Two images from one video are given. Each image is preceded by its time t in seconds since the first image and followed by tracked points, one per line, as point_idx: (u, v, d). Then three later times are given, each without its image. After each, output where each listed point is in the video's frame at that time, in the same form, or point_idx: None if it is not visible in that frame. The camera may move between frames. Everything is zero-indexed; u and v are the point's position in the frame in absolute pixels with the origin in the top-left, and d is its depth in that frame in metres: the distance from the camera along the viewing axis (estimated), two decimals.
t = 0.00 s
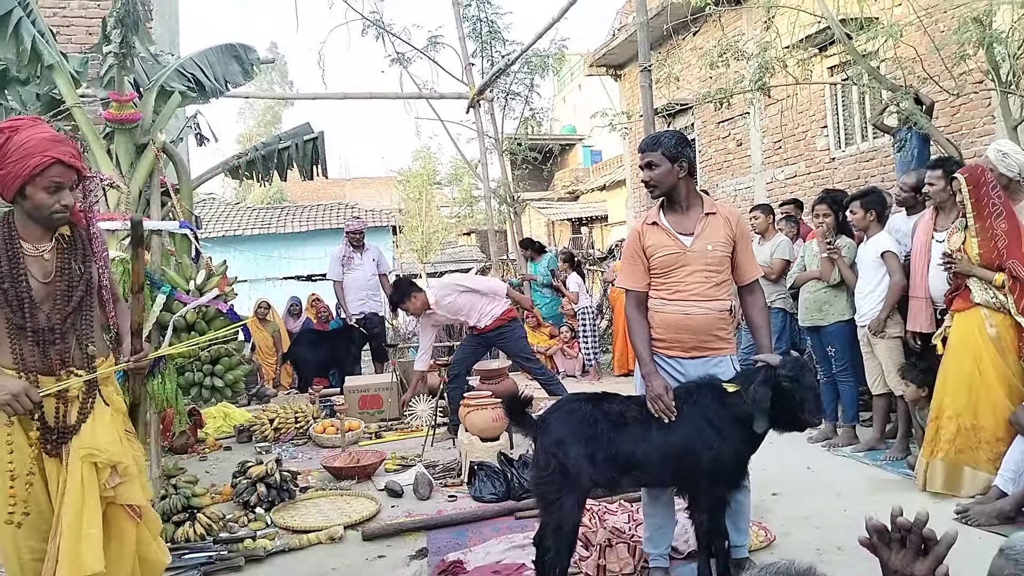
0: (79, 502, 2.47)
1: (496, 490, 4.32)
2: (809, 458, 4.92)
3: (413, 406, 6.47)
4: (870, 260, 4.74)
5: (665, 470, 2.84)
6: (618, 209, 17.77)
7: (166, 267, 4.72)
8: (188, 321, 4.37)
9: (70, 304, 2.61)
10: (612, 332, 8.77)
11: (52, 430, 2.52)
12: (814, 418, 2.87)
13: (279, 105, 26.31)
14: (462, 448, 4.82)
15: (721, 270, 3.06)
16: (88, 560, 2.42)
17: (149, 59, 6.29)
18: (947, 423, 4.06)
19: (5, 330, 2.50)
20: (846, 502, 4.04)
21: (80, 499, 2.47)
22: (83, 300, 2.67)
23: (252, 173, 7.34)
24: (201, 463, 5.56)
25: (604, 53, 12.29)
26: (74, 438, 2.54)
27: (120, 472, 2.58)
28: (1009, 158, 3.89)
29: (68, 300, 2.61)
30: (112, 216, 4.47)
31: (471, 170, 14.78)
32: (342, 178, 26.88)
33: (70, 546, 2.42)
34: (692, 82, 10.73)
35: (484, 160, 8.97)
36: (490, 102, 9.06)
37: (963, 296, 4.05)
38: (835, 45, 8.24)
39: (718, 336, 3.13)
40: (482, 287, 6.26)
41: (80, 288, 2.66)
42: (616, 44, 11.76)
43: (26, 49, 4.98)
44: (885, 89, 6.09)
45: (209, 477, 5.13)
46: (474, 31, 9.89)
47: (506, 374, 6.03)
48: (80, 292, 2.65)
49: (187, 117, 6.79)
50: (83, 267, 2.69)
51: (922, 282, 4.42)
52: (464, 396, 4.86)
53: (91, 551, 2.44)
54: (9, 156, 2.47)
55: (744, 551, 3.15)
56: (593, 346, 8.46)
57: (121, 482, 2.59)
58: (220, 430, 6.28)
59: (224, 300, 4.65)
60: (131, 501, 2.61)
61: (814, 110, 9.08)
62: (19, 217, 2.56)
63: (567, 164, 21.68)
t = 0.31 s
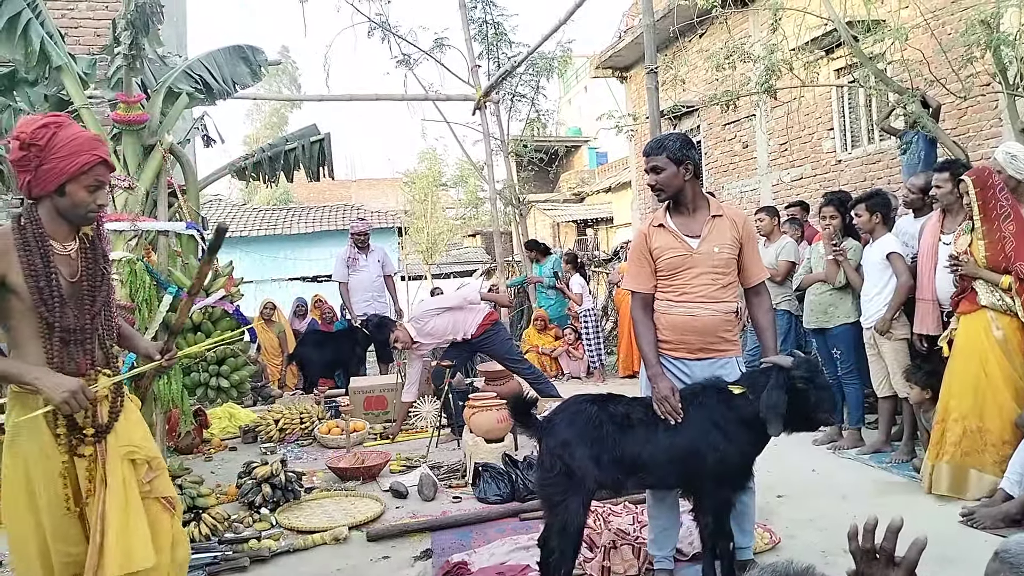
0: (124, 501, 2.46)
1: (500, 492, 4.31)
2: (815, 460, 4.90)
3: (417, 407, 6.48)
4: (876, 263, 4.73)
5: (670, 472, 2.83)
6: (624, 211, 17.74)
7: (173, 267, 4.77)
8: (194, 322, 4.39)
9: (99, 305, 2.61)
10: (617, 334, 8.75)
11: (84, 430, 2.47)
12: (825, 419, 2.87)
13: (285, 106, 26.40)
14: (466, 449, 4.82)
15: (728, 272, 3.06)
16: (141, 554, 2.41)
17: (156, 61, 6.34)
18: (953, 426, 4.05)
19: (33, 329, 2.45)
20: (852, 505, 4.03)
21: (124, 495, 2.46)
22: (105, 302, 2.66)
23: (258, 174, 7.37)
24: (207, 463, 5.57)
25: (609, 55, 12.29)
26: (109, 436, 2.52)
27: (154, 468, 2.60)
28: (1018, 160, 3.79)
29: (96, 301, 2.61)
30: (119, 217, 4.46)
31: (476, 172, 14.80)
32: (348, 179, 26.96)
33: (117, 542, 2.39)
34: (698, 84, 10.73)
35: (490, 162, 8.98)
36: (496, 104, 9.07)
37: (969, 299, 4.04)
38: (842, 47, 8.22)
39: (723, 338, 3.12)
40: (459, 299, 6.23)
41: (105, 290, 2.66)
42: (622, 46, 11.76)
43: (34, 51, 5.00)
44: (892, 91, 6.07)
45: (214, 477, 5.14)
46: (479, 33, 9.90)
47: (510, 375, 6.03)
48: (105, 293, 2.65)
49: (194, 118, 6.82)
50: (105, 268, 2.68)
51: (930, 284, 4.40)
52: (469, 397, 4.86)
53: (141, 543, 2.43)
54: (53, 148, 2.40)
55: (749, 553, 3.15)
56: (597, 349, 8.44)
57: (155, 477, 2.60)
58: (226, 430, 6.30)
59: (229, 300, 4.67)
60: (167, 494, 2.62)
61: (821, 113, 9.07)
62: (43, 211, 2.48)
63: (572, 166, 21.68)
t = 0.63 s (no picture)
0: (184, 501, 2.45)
1: (503, 494, 4.31)
2: (818, 463, 4.89)
3: (420, 409, 6.50)
4: (879, 266, 4.72)
5: (674, 474, 2.83)
6: (627, 213, 17.75)
7: (177, 269, 4.79)
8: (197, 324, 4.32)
9: (154, 299, 2.56)
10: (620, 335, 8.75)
11: (148, 422, 2.43)
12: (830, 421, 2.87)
13: (289, 108, 26.47)
14: (469, 451, 4.83)
15: (731, 274, 3.06)
16: (201, 550, 2.43)
17: (161, 64, 6.38)
18: (956, 429, 4.04)
19: (98, 320, 2.37)
20: (855, 508, 4.02)
21: (187, 491, 2.47)
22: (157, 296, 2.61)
23: (262, 176, 7.40)
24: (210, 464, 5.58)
25: (613, 57, 12.30)
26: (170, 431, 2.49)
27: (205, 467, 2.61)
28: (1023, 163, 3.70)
29: (152, 296, 2.56)
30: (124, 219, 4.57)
31: (479, 174, 14.82)
32: (351, 182, 27.00)
33: (181, 538, 2.40)
34: (701, 87, 10.73)
35: (494, 164, 8.99)
36: (499, 106, 9.08)
37: (972, 301, 4.03)
38: (845, 50, 8.22)
39: (726, 340, 3.12)
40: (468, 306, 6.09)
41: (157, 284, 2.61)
42: (625, 49, 11.77)
43: (38, 52, 5.03)
44: (896, 94, 6.07)
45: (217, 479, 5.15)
46: (483, 35, 9.92)
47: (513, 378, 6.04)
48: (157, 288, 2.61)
49: (198, 120, 6.84)
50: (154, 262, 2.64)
51: (934, 287, 4.39)
52: (472, 399, 4.85)
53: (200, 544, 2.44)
54: (126, 141, 2.39)
55: (753, 556, 3.14)
56: (600, 351, 8.45)
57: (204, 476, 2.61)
58: (228, 431, 6.30)
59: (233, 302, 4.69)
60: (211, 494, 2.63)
61: (824, 115, 9.07)
62: (104, 202, 2.44)
63: (575, 168, 21.70)
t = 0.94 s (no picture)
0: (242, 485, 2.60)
1: (502, 496, 4.31)
2: (816, 463, 4.89)
3: (418, 412, 6.49)
4: (875, 266, 4.73)
5: (672, 476, 2.83)
6: (623, 215, 17.77)
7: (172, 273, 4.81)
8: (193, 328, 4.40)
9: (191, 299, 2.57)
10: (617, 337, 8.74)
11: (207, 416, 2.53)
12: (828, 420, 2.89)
13: (286, 112, 26.46)
14: (467, 454, 4.82)
15: (727, 275, 3.06)
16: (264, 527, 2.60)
17: (155, 68, 6.36)
18: (953, 428, 4.05)
19: (146, 320, 2.38)
20: (854, 508, 4.02)
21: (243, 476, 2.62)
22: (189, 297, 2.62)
23: (258, 179, 7.40)
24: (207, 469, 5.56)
25: (609, 59, 12.31)
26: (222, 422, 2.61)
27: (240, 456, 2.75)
28: (1018, 162, 3.76)
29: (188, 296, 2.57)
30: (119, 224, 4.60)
31: (476, 176, 14.82)
32: (348, 185, 26.97)
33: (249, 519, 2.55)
34: (697, 87, 10.74)
35: (490, 166, 8.98)
36: (496, 108, 9.08)
37: (968, 301, 4.04)
38: (841, 50, 8.24)
39: (724, 341, 3.13)
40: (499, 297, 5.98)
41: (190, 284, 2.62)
42: (621, 50, 11.78)
43: (32, 57, 5.02)
44: (892, 94, 6.08)
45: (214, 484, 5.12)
46: (479, 38, 9.92)
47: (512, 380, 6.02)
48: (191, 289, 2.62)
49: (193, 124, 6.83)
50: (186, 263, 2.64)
51: (930, 286, 4.40)
52: (469, 401, 4.84)
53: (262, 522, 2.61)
54: (176, 144, 2.43)
55: (751, 557, 3.14)
56: (598, 352, 8.45)
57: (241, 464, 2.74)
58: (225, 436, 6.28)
59: (229, 306, 4.69)
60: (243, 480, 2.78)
61: (820, 116, 9.08)
62: (146, 204, 2.43)
63: (572, 169, 21.73)
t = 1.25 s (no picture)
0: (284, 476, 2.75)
1: (502, 501, 4.30)
2: (817, 468, 4.88)
3: (418, 417, 6.49)
4: (875, 271, 4.72)
5: (673, 481, 2.82)
6: (623, 219, 17.79)
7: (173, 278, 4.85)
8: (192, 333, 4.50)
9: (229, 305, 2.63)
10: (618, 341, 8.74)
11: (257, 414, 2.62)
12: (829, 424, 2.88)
13: (287, 117, 26.53)
14: (468, 459, 4.81)
15: (727, 279, 3.06)
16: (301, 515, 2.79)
17: (155, 73, 6.36)
18: (954, 432, 4.04)
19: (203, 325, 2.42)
20: (855, 513, 4.01)
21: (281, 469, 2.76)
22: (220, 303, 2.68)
23: (258, 184, 7.42)
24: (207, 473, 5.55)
25: (608, 64, 12.33)
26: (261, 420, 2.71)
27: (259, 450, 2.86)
28: (1019, 166, 3.73)
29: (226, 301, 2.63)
30: (120, 229, 4.64)
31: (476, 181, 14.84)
32: (348, 190, 27.00)
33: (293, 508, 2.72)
34: (697, 92, 10.76)
35: (490, 171, 8.99)
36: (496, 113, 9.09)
37: (969, 305, 4.05)
38: (840, 55, 8.26)
39: (725, 345, 3.12)
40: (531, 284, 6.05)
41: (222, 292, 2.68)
42: (621, 55, 11.80)
43: (33, 63, 5.02)
44: (891, 99, 6.08)
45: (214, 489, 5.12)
46: (479, 43, 9.94)
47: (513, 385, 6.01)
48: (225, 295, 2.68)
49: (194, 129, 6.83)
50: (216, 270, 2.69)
51: (931, 290, 4.40)
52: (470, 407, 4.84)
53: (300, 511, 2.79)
54: (219, 150, 2.55)
55: (752, 562, 3.13)
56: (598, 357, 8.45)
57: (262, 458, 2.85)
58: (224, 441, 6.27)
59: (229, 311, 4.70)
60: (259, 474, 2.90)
61: (819, 120, 9.09)
62: (191, 208, 2.51)
63: (571, 174, 21.75)
